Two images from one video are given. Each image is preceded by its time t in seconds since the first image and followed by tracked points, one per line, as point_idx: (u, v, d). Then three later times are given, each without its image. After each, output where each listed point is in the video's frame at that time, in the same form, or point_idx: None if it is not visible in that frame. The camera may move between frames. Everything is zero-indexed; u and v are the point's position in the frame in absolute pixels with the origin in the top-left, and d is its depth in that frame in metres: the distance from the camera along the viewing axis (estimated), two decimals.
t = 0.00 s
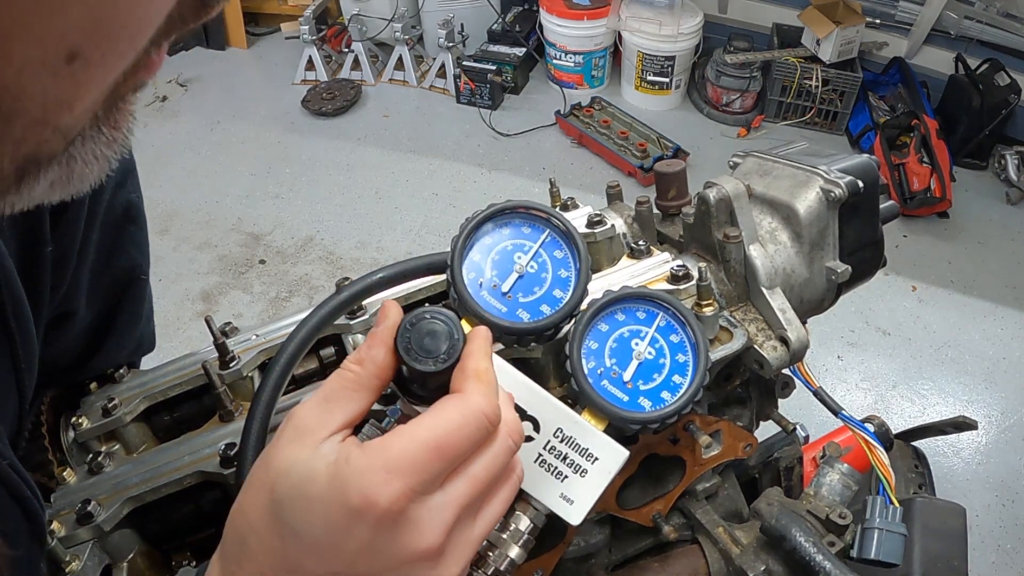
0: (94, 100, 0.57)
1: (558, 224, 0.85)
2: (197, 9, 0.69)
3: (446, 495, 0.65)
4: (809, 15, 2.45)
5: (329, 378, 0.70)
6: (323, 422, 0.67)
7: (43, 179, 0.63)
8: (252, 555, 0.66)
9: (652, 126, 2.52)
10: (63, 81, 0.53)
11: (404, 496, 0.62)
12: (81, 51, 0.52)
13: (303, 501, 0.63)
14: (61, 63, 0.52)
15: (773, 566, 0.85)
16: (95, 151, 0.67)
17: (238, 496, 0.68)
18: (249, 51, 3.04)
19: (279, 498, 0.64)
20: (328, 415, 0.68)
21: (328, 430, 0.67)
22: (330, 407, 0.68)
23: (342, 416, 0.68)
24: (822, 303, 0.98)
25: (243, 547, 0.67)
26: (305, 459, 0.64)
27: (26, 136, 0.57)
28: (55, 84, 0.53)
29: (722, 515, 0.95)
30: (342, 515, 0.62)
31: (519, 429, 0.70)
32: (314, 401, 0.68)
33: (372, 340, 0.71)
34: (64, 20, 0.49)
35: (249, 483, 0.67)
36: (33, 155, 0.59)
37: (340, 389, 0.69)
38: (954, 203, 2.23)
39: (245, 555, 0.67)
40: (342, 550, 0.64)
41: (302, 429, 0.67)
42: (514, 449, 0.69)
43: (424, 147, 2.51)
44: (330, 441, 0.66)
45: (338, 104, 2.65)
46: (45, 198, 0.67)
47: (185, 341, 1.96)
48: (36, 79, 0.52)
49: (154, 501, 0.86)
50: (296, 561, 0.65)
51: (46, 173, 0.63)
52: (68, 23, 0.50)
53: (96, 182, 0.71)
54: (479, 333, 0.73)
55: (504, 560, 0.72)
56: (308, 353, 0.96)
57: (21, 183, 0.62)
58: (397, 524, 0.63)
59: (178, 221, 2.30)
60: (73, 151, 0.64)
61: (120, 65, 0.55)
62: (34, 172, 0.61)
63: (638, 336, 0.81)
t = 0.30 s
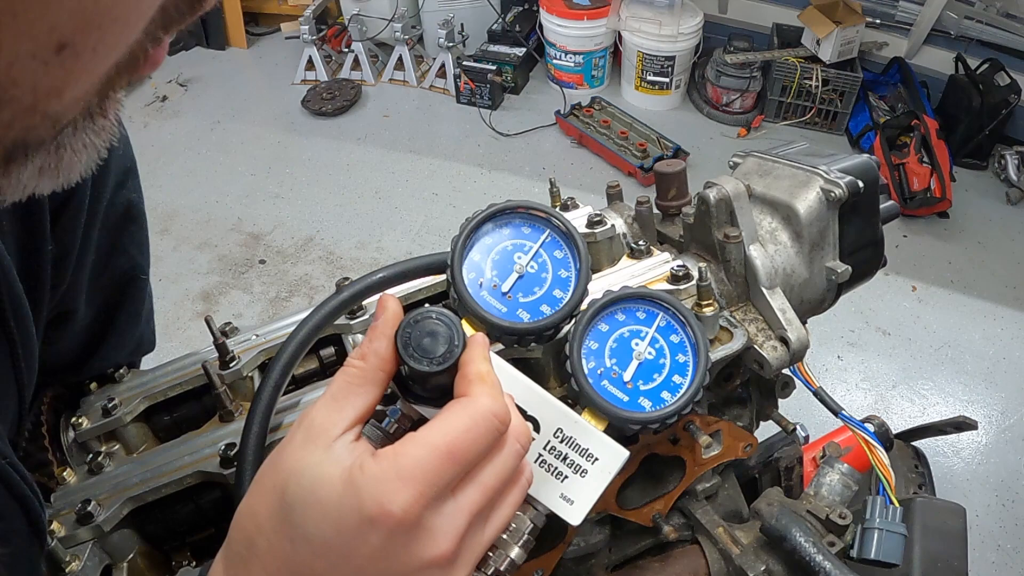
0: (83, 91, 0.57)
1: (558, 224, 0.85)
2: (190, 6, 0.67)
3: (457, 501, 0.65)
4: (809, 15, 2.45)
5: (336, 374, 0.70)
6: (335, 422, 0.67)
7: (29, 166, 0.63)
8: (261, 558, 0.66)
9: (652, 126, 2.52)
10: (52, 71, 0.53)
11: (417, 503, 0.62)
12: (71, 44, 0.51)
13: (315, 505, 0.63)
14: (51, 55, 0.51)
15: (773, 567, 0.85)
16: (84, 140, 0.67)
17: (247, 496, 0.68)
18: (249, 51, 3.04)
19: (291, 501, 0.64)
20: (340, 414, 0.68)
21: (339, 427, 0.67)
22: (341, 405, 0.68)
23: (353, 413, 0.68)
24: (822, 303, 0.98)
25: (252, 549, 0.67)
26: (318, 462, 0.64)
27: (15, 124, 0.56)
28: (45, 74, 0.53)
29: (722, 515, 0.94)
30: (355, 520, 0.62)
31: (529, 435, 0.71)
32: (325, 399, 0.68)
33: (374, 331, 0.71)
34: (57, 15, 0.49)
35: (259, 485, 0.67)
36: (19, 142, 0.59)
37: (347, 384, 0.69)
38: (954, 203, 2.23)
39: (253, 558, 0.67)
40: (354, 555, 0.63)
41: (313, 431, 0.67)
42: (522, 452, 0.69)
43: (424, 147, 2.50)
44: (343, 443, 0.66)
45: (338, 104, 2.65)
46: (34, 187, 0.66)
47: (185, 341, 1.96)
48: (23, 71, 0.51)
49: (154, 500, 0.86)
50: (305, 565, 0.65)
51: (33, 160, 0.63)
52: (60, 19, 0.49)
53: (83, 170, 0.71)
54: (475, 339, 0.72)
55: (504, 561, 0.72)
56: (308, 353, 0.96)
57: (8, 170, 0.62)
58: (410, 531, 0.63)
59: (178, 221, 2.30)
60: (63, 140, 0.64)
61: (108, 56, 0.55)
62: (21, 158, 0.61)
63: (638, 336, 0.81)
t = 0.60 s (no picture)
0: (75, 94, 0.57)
1: (558, 224, 0.84)
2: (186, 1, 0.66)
3: (454, 500, 0.65)
4: (809, 15, 2.45)
5: (334, 374, 0.70)
6: (332, 420, 0.67)
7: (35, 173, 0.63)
8: (257, 556, 0.66)
9: (652, 126, 2.52)
10: (42, 73, 0.53)
11: (413, 500, 0.62)
12: (59, 44, 0.51)
13: (311, 501, 0.64)
14: (40, 57, 0.51)
15: (774, 566, 0.85)
16: (94, 147, 0.67)
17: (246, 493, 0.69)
18: (249, 51, 3.04)
19: (288, 498, 0.65)
20: (336, 412, 0.68)
21: (335, 426, 0.67)
22: (337, 404, 0.68)
23: (349, 412, 0.68)
24: (822, 303, 0.98)
25: (248, 546, 0.67)
26: (315, 459, 0.65)
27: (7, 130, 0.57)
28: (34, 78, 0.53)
29: (722, 515, 0.94)
30: (351, 516, 0.62)
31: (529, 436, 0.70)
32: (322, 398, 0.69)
33: (375, 331, 0.71)
34: (40, 13, 0.48)
35: (256, 482, 0.67)
36: (19, 148, 0.59)
37: (344, 384, 0.69)
38: (954, 203, 2.23)
39: (250, 555, 0.67)
40: (349, 551, 0.64)
41: (311, 429, 0.67)
42: (521, 452, 0.69)
43: (424, 147, 2.50)
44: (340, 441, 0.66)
45: (338, 104, 2.65)
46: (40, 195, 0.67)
47: (185, 341, 1.96)
48: (13, 73, 0.51)
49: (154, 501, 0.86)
50: (300, 562, 0.65)
51: (39, 167, 0.63)
52: (43, 17, 0.49)
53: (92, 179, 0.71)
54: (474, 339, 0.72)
55: (504, 560, 0.72)
56: (308, 353, 0.96)
57: (12, 177, 0.62)
58: (405, 528, 0.63)
59: (178, 221, 2.30)
60: (67, 145, 0.64)
61: (100, 56, 0.54)
62: (24, 165, 0.61)
63: (638, 336, 0.81)
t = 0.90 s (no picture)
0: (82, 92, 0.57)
1: (558, 224, 0.85)
2: None
3: (449, 491, 0.65)
4: (809, 15, 2.45)
5: (315, 367, 0.68)
6: (311, 415, 0.66)
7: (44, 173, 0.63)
8: (250, 550, 0.66)
9: (652, 127, 2.52)
10: (47, 72, 0.53)
11: (408, 490, 0.62)
12: (64, 41, 0.51)
13: (302, 497, 0.63)
14: (45, 55, 0.51)
15: (774, 567, 0.85)
16: (96, 146, 0.68)
17: (234, 491, 0.68)
18: (249, 51, 3.04)
19: (278, 493, 0.64)
20: (314, 407, 0.67)
21: (315, 423, 0.66)
22: (314, 401, 0.66)
23: (326, 409, 0.67)
24: (822, 303, 0.99)
25: (242, 543, 0.67)
26: (301, 455, 0.64)
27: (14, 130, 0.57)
28: (40, 77, 0.53)
29: (722, 515, 0.94)
30: (346, 509, 0.62)
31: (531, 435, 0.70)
32: (297, 391, 0.67)
33: (366, 333, 0.68)
34: (46, 12, 0.48)
35: (243, 479, 0.67)
36: (28, 151, 0.60)
37: (325, 380, 0.67)
38: (954, 203, 2.23)
39: (243, 550, 0.67)
40: (344, 544, 0.64)
41: (293, 424, 0.66)
42: (521, 450, 0.68)
43: (424, 147, 2.51)
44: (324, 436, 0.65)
45: (338, 104, 2.65)
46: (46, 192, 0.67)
47: (185, 341, 1.96)
48: (19, 72, 0.51)
49: (154, 500, 0.86)
50: (296, 556, 0.65)
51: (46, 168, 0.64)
52: (49, 15, 0.49)
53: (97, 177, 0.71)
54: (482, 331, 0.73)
55: (504, 560, 0.72)
56: (308, 354, 0.96)
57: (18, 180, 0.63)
58: (400, 518, 0.63)
59: (178, 221, 2.30)
60: (71, 147, 0.65)
61: (105, 54, 0.54)
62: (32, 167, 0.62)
63: (638, 336, 0.81)
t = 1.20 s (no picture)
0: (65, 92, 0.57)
1: (558, 224, 0.85)
2: None
3: (438, 481, 0.64)
4: (809, 15, 2.45)
5: (315, 373, 0.67)
6: (302, 415, 0.66)
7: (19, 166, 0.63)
8: (248, 551, 0.66)
9: (652, 127, 2.52)
10: (33, 71, 0.53)
11: (397, 480, 0.62)
12: (52, 42, 0.51)
13: (295, 494, 0.63)
14: (31, 55, 0.51)
15: (774, 567, 0.85)
16: (67, 140, 0.66)
17: (230, 494, 0.68)
18: (249, 51, 3.04)
19: (271, 493, 0.64)
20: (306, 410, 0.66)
21: (308, 425, 0.65)
22: (310, 404, 0.66)
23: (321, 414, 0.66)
24: (822, 303, 0.99)
25: (239, 545, 0.67)
26: (293, 452, 0.64)
27: None
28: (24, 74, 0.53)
29: (722, 515, 0.94)
30: (338, 503, 0.62)
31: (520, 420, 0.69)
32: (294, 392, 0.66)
33: (369, 343, 0.68)
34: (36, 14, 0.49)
35: (238, 481, 0.67)
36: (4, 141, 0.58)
37: (325, 387, 0.66)
38: (954, 203, 2.23)
39: (240, 552, 0.67)
40: (339, 539, 0.64)
41: (282, 424, 0.65)
42: (510, 440, 0.68)
43: (424, 147, 2.51)
44: (315, 434, 0.65)
45: (338, 104, 2.65)
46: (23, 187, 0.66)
47: (185, 341, 1.96)
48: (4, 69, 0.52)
49: (155, 501, 0.86)
50: (293, 555, 0.66)
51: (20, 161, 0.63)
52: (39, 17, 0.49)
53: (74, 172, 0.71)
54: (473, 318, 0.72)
55: (504, 560, 0.72)
56: (308, 354, 0.96)
57: None
58: (391, 509, 0.63)
59: (178, 221, 2.30)
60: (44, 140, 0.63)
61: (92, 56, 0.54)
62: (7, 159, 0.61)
63: (638, 336, 0.81)
